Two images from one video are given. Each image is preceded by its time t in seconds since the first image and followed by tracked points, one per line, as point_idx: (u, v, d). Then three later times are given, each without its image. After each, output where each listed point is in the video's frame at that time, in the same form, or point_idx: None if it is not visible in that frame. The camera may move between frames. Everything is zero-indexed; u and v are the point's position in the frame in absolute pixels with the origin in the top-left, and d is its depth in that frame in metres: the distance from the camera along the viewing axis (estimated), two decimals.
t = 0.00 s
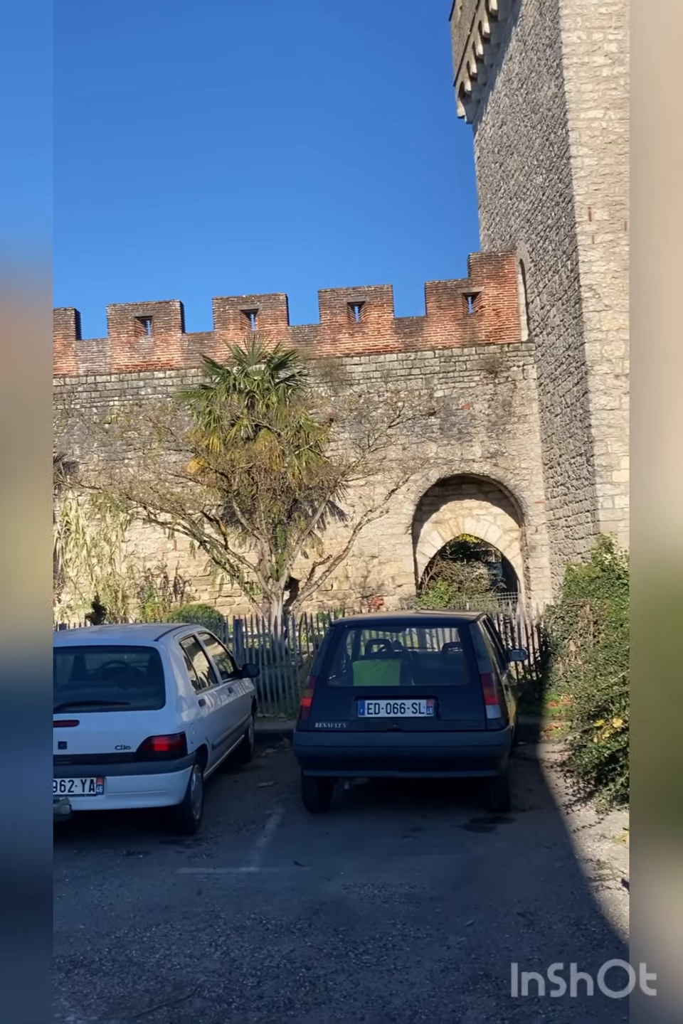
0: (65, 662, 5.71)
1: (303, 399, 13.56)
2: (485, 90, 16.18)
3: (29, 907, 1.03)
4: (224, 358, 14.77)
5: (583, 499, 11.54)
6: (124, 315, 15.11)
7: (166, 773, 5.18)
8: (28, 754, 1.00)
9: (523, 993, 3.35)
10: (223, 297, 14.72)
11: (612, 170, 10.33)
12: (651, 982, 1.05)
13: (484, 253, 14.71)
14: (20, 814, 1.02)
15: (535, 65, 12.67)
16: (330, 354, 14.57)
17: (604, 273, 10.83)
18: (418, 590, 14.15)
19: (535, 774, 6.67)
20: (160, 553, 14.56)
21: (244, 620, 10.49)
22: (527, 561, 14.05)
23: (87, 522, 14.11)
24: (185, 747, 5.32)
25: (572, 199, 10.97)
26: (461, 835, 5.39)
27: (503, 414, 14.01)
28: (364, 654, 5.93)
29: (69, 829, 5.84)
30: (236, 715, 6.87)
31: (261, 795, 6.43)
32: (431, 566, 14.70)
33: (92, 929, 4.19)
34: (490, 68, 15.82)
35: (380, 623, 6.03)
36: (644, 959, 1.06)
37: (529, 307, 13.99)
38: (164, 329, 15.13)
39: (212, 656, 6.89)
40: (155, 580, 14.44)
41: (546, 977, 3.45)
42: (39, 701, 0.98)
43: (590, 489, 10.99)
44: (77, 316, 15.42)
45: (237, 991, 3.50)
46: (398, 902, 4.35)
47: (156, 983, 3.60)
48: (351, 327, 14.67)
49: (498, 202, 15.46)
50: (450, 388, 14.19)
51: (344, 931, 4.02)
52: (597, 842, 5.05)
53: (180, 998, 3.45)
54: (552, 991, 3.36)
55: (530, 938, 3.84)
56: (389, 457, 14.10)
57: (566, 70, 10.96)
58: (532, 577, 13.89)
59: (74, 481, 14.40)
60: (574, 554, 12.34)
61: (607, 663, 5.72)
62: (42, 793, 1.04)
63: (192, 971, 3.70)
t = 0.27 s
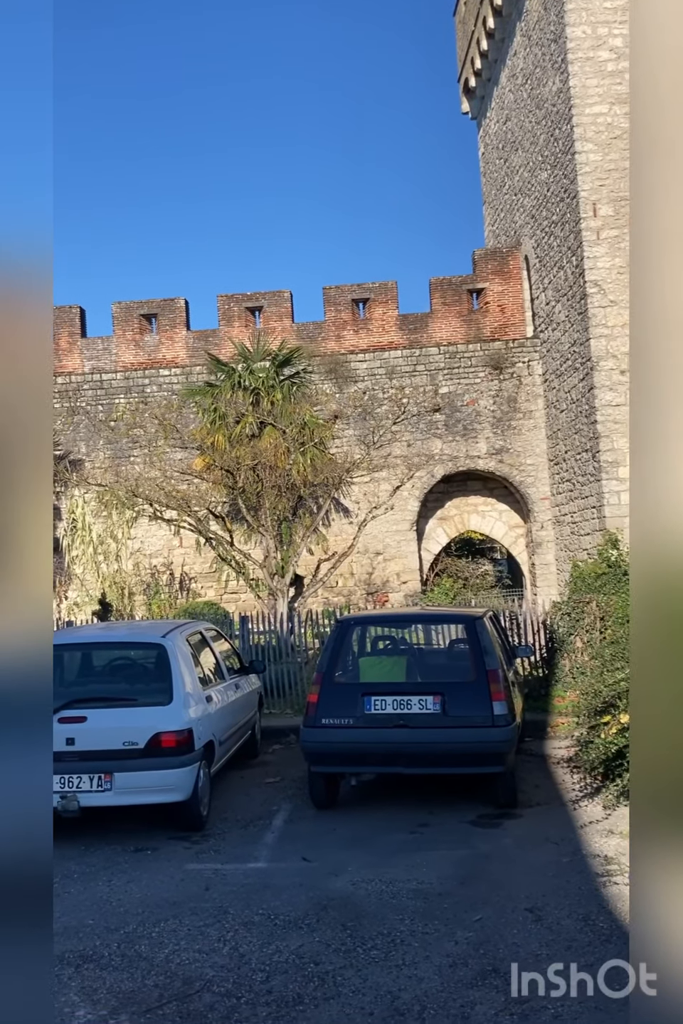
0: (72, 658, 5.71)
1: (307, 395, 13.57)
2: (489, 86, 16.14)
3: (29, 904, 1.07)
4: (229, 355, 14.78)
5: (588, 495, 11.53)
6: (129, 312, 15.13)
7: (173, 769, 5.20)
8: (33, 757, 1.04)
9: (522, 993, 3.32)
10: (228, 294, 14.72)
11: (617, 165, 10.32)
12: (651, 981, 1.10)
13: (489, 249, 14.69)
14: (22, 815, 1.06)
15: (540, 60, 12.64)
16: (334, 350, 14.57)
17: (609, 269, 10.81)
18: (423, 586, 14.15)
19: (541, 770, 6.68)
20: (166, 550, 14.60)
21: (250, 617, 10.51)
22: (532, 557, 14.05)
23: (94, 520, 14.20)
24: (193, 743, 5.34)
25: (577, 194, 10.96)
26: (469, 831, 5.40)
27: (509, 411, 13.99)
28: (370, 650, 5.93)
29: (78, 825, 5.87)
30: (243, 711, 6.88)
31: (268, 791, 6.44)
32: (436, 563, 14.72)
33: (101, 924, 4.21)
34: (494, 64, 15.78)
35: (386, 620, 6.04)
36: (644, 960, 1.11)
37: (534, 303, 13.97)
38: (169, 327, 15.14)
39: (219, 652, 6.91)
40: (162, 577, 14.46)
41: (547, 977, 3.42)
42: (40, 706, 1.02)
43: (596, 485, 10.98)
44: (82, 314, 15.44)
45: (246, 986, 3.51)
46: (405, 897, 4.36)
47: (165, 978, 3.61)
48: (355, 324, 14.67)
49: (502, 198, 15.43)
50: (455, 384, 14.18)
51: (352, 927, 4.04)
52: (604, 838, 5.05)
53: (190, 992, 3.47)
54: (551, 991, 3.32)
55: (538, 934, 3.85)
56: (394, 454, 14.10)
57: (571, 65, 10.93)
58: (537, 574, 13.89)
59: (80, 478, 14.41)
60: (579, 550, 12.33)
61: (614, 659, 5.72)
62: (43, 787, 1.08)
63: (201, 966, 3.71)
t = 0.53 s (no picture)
0: (76, 656, 5.70)
1: (310, 393, 13.55)
2: (493, 82, 16.09)
3: (33, 909, 1.04)
4: (232, 353, 14.76)
5: (593, 492, 11.50)
6: (132, 310, 15.10)
7: (177, 767, 5.19)
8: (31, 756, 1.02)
9: (522, 994, 3.30)
10: (231, 291, 14.69)
11: (621, 161, 10.28)
12: (652, 981, 1.05)
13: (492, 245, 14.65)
14: (23, 817, 1.03)
15: (543, 55, 12.59)
16: (338, 347, 14.54)
17: (613, 265, 10.77)
18: (427, 584, 14.12)
19: (546, 768, 6.66)
20: (169, 548, 14.60)
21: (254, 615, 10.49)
22: (537, 554, 14.03)
23: (97, 517, 14.11)
24: (196, 741, 5.33)
25: (581, 190, 10.92)
26: (473, 828, 5.39)
27: (513, 407, 13.96)
28: (374, 648, 5.92)
29: (81, 823, 5.86)
30: (247, 709, 6.88)
31: (272, 789, 6.44)
32: (440, 560, 14.70)
33: (105, 922, 4.20)
34: (498, 59, 15.73)
35: (390, 618, 6.03)
36: (644, 958, 1.06)
37: (538, 300, 13.93)
38: (172, 324, 15.12)
39: (222, 650, 6.90)
40: (165, 575, 14.53)
41: (546, 977, 3.40)
42: (42, 702, 1.00)
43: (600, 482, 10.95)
44: (85, 312, 15.43)
45: (251, 984, 3.50)
46: (410, 895, 4.35)
47: (170, 975, 3.61)
48: (359, 321, 14.64)
49: (506, 194, 15.39)
50: (458, 381, 14.14)
51: (356, 924, 4.03)
52: (609, 835, 5.04)
53: (194, 990, 3.46)
54: (551, 991, 3.30)
55: (543, 931, 3.83)
56: (397, 451, 14.08)
57: (575, 60, 10.88)
58: (542, 571, 13.87)
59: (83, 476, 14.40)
60: (584, 547, 12.30)
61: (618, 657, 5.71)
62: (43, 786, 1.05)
63: (205, 964, 3.71)
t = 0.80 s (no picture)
0: (76, 653, 5.70)
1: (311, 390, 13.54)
2: (494, 79, 16.07)
3: (33, 904, 1.05)
4: (233, 350, 14.76)
5: (594, 489, 11.49)
6: (133, 307, 15.09)
7: (178, 764, 5.19)
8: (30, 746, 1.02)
9: (521, 994, 3.26)
10: (232, 288, 14.68)
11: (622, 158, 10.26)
12: (652, 981, 1.04)
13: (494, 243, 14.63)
14: (23, 813, 1.03)
15: (545, 52, 12.57)
16: (338, 345, 14.53)
17: (614, 262, 10.76)
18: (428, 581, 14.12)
19: (546, 766, 6.66)
20: (170, 545, 14.60)
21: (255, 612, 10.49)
22: (538, 552, 14.03)
23: (98, 515, 14.15)
24: (197, 739, 5.33)
25: (582, 187, 10.90)
26: (473, 826, 5.39)
27: (514, 405, 13.95)
28: (375, 645, 5.92)
29: (82, 820, 5.86)
30: (247, 706, 6.88)
31: (272, 786, 6.44)
32: (441, 558, 14.71)
33: (105, 920, 4.20)
34: (499, 56, 15.71)
35: (391, 615, 6.02)
36: (643, 958, 1.05)
37: (539, 297, 13.92)
38: (173, 321, 15.11)
39: (223, 647, 6.90)
40: (166, 572, 14.50)
41: (547, 978, 3.36)
42: (41, 700, 1.00)
43: (601, 480, 10.94)
44: (86, 309, 15.43)
45: (251, 981, 3.50)
46: (410, 892, 4.35)
47: (170, 972, 3.61)
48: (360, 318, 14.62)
49: (507, 191, 15.37)
50: (459, 379, 14.13)
51: (356, 922, 4.03)
52: (609, 833, 5.04)
53: (194, 987, 3.46)
54: (551, 992, 3.26)
55: (542, 929, 3.83)
56: (398, 448, 14.07)
57: (577, 57, 10.86)
58: (543, 569, 13.87)
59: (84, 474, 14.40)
60: (585, 545, 12.30)
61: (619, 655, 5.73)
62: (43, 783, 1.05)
63: (206, 962, 3.71)
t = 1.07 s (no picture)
0: (72, 651, 5.70)
1: (308, 387, 13.52)
2: (492, 77, 16.06)
3: (32, 899, 1.05)
4: (230, 348, 14.75)
5: (591, 488, 11.50)
6: (131, 305, 15.07)
7: (174, 762, 5.19)
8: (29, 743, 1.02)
9: (520, 995, 3.24)
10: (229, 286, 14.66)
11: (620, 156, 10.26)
12: (651, 981, 1.21)
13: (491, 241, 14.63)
14: (25, 809, 1.04)
15: (543, 50, 12.56)
16: (336, 343, 14.52)
17: (612, 261, 10.77)
18: (425, 579, 14.12)
19: (543, 764, 6.67)
20: (167, 543, 14.58)
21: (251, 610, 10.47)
22: (535, 550, 14.03)
23: (95, 513, 14.12)
24: (193, 736, 5.33)
25: (580, 186, 10.90)
26: (469, 824, 5.39)
27: (511, 404, 13.95)
28: (372, 643, 5.92)
29: (78, 818, 5.86)
30: (244, 704, 6.88)
31: (269, 784, 6.44)
32: (438, 556, 14.73)
33: (101, 918, 4.20)
34: (497, 54, 15.70)
35: (388, 614, 6.03)
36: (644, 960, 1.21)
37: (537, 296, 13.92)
38: (171, 319, 15.10)
39: (219, 645, 6.90)
40: (163, 570, 14.50)
41: (547, 978, 3.35)
42: (42, 694, 1.00)
43: (598, 479, 10.94)
44: (83, 307, 15.40)
45: (247, 979, 3.50)
46: (406, 890, 4.35)
47: (166, 970, 3.61)
48: (357, 316, 14.62)
49: (505, 190, 15.36)
50: (457, 377, 14.12)
51: (352, 920, 4.03)
52: (605, 831, 5.05)
53: (190, 985, 3.46)
54: (551, 991, 3.24)
55: (538, 927, 3.84)
56: (396, 447, 14.07)
57: (575, 56, 10.86)
58: (540, 567, 13.88)
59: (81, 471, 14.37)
60: (582, 543, 12.30)
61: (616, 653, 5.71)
62: (41, 779, 1.05)
63: (202, 959, 3.71)
